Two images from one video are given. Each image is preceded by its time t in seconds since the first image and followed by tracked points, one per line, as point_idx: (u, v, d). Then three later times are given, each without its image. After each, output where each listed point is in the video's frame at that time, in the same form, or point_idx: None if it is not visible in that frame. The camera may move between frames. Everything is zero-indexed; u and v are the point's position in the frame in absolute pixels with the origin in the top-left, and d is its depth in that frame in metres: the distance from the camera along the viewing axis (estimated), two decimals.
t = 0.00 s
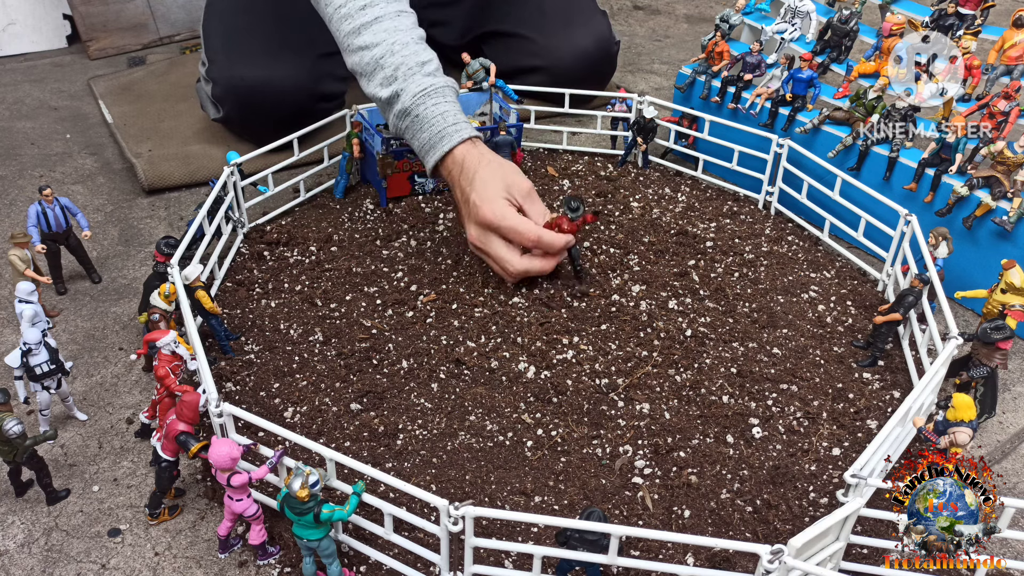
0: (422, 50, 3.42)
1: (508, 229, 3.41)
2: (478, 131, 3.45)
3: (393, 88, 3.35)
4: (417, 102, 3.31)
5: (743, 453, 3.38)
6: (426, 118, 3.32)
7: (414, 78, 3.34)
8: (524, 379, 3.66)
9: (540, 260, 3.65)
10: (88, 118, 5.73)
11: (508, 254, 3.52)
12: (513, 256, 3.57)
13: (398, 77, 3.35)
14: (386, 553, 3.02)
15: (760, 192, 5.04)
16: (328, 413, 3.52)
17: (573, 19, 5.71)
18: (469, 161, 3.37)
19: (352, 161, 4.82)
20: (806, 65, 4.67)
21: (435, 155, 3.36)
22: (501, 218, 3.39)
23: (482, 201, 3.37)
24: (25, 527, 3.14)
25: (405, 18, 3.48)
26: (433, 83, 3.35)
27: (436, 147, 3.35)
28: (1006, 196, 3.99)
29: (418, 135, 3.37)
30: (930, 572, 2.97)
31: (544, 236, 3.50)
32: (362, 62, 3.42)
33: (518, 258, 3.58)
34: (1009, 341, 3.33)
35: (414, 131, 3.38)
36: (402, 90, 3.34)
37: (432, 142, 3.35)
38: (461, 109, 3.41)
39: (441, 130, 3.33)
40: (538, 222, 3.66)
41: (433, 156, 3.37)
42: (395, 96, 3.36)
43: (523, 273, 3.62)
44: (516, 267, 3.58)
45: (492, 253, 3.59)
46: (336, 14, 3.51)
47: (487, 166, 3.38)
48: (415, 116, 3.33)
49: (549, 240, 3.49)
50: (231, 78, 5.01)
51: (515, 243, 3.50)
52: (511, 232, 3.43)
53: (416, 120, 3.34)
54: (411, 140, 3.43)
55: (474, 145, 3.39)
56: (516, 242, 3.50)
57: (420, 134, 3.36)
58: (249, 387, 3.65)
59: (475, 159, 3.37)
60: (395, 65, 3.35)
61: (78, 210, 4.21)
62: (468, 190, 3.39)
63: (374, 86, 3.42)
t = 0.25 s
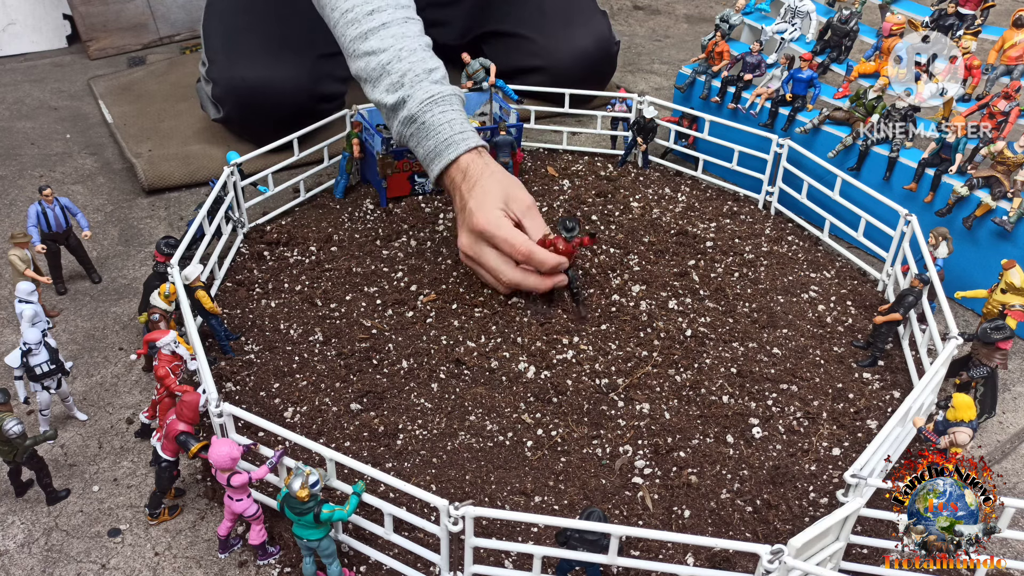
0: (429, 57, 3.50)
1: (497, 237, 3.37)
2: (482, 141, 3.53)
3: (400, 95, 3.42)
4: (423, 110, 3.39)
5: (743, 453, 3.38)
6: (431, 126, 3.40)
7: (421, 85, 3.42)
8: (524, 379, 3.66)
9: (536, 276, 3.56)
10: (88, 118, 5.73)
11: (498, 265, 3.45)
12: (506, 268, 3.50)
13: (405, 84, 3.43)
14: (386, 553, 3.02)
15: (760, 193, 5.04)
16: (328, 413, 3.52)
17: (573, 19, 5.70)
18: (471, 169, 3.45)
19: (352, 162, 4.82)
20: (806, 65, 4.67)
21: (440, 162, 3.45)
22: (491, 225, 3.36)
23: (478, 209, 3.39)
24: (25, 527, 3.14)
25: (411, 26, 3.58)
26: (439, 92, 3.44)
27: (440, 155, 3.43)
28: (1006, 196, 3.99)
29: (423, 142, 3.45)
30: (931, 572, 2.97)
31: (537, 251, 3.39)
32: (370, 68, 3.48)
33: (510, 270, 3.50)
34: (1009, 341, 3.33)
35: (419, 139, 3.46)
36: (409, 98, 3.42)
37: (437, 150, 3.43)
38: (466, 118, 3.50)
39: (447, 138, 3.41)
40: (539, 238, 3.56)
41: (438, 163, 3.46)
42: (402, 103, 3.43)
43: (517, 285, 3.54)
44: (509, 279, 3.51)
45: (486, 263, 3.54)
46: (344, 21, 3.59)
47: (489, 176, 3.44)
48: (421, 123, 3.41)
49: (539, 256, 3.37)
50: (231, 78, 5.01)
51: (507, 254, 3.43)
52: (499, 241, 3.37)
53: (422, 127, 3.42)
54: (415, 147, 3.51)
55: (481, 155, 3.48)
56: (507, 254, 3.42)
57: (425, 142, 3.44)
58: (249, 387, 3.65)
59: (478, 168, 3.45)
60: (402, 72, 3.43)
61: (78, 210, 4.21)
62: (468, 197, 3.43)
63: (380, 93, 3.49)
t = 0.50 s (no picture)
0: (431, 65, 3.56)
1: (465, 244, 3.50)
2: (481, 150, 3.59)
3: (403, 103, 3.48)
4: (425, 118, 3.45)
5: (743, 453, 3.38)
6: (433, 134, 3.47)
7: (423, 94, 3.48)
8: (524, 379, 3.66)
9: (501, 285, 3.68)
10: (88, 118, 5.73)
11: (463, 268, 3.60)
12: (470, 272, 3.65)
13: (408, 92, 3.49)
14: (386, 553, 3.02)
15: (760, 193, 5.04)
16: (328, 413, 3.52)
17: (573, 19, 5.70)
18: (463, 176, 3.50)
19: (352, 162, 4.82)
20: (806, 65, 4.68)
21: (439, 170, 3.50)
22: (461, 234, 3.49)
23: (454, 212, 3.51)
24: (25, 527, 3.14)
25: (414, 33, 3.62)
26: (441, 100, 3.50)
27: (440, 163, 3.48)
28: (1006, 196, 3.99)
29: (423, 149, 3.51)
30: (931, 572, 2.97)
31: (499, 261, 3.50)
32: (373, 75, 3.53)
33: (473, 275, 3.66)
34: (1009, 341, 3.33)
35: (420, 146, 3.52)
36: (412, 105, 3.48)
37: (437, 158, 3.49)
38: (466, 126, 3.56)
39: (447, 147, 3.47)
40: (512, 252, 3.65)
41: (437, 171, 3.50)
42: (404, 111, 3.50)
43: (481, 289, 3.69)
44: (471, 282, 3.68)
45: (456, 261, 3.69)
46: (346, 27, 3.62)
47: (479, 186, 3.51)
48: (423, 130, 3.47)
49: (500, 268, 3.49)
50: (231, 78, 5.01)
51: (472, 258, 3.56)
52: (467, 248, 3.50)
53: (423, 134, 3.48)
54: (416, 154, 3.57)
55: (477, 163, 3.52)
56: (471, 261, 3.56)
57: (426, 149, 3.49)
58: (249, 387, 3.65)
59: (471, 176, 3.51)
60: (405, 80, 3.48)
61: (78, 210, 4.21)
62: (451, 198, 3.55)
63: (383, 100, 3.55)
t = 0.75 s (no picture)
0: (431, 68, 3.55)
1: (438, 230, 3.43)
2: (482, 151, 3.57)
3: (404, 106, 3.48)
4: (424, 121, 3.45)
5: (743, 453, 3.38)
6: (432, 137, 3.47)
7: (423, 97, 3.48)
8: (524, 379, 3.66)
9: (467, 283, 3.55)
10: (88, 118, 5.73)
11: (431, 258, 3.52)
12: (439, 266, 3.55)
13: (408, 95, 3.48)
14: (386, 553, 3.02)
15: (760, 193, 5.04)
16: (328, 413, 3.52)
17: (573, 19, 5.70)
18: (460, 174, 3.48)
19: (352, 162, 4.82)
20: (806, 65, 4.68)
21: (438, 173, 3.50)
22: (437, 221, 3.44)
23: (439, 205, 3.48)
24: (25, 527, 3.14)
25: (415, 35, 3.60)
26: (441, 103, 3.49)
27: (440, 166, 3.48)
28: (1006, 196, 3.99)
29: (424, 152, 3.51)
30: (931, 572, 2.97)
31: (465, 254, 3.41)
32: (374, 80, 3.54)
33: (441, 268, 3.54)
34: (1009, 341, 3.33)
35: (420, 149, 3.52)
36: (412, 109, 3.48)
37: (437, 160, 3.48)
38: (467, 128, 3.55)
39: (447, 149, 3.46)
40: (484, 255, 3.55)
41: (437, 173, 3.50)
42: (404, 115, 3.50)
43: (447, 286, 3.57)
44: (438, 276, 3.54)
45: (429, 254, 3.62)
46: (347, 31, 3.61)
47: (471, 183, 3.47)
48: (422, 133, 3.47)
49: (464, 260, 3.39)
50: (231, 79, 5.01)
51: (442, 249, 3.48)
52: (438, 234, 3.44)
53: (423, 137, 3.48)
54: (417, 157, 3.57)
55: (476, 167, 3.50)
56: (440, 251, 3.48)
57: (426, 152, 3.50)
58: (249, 387, 3.65)
59: (467, 175, 3.48)
60: (405, 84, 3.48)
61: (78, 210, 4.21)
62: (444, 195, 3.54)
63: (384, 103, 3.55)
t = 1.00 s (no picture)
0: (416, 69, 3.76)
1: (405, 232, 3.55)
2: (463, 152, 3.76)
3: (388, 107, 3.72)
4: (406, 123, 3.68)
5: (743, 453, 3.38)
6: (414, 138, 3.70)
7: (406, 98, 3.71)
8: (524, 379, 3.66)
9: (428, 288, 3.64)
10: (88, 118, 5.73)
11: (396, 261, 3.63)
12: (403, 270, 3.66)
13: (392, 96, 3.71)
14: (386, 553, 3.02)
15: (760, 193, 5.04)
16: (328, 413, 3.52)
17: (573, 19, 5.70)
18: (436, 179, 3.67)
19: (352, 162, 4.82)
20: (806, 65, 4.68)
21: (419, 172, 3.73)
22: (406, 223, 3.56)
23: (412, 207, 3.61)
24: (25, 527, 3.14)
25: (402, 38, 3.82)
26: (423, 104, 3.70)
27: (421, 166, 3.70)
28: (1006, 196, 3.99)
29: (407, 152, 3.74)
30: (931, 572, 2.97)
31: (424, 258, 3.48)
32: (361, 80, 3.79)
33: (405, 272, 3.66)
34: (1009, 341, 3.33)
35: (404, 149, 3.75)
36: (396, 110, 3.71)
37: (418, 160, 3.71)
38: (450, 129, 3.76)
39: (427, 150, 3.68)
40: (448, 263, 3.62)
41: (418, 174, 3.73)
42: (388, 115, 3.75)
43: (409, 289, 3.68)
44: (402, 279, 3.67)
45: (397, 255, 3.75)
46: (338, 32, 3.85)
47: (446, 191, 3.63)
48: (405, 134, 3.71)
49: (422, 264, 3.46)
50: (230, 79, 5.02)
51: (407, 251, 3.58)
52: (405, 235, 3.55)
53: (405, 138, 3.71)
54: (402, 157, 3.81)
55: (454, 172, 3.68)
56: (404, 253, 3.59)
57: (409, 153, 3.73)
58: (249, 387, 3.65)
59: (443, 181, 3.66)
60: (389, 85, 3.71)
61: (78, 210, 4.21)
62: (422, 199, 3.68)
63: (371, 104, 3.79)
